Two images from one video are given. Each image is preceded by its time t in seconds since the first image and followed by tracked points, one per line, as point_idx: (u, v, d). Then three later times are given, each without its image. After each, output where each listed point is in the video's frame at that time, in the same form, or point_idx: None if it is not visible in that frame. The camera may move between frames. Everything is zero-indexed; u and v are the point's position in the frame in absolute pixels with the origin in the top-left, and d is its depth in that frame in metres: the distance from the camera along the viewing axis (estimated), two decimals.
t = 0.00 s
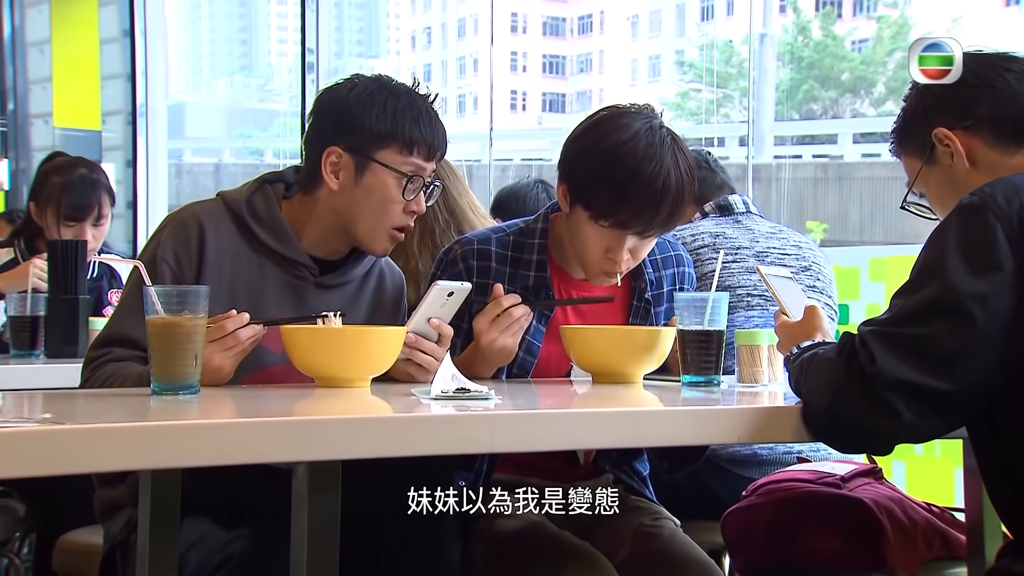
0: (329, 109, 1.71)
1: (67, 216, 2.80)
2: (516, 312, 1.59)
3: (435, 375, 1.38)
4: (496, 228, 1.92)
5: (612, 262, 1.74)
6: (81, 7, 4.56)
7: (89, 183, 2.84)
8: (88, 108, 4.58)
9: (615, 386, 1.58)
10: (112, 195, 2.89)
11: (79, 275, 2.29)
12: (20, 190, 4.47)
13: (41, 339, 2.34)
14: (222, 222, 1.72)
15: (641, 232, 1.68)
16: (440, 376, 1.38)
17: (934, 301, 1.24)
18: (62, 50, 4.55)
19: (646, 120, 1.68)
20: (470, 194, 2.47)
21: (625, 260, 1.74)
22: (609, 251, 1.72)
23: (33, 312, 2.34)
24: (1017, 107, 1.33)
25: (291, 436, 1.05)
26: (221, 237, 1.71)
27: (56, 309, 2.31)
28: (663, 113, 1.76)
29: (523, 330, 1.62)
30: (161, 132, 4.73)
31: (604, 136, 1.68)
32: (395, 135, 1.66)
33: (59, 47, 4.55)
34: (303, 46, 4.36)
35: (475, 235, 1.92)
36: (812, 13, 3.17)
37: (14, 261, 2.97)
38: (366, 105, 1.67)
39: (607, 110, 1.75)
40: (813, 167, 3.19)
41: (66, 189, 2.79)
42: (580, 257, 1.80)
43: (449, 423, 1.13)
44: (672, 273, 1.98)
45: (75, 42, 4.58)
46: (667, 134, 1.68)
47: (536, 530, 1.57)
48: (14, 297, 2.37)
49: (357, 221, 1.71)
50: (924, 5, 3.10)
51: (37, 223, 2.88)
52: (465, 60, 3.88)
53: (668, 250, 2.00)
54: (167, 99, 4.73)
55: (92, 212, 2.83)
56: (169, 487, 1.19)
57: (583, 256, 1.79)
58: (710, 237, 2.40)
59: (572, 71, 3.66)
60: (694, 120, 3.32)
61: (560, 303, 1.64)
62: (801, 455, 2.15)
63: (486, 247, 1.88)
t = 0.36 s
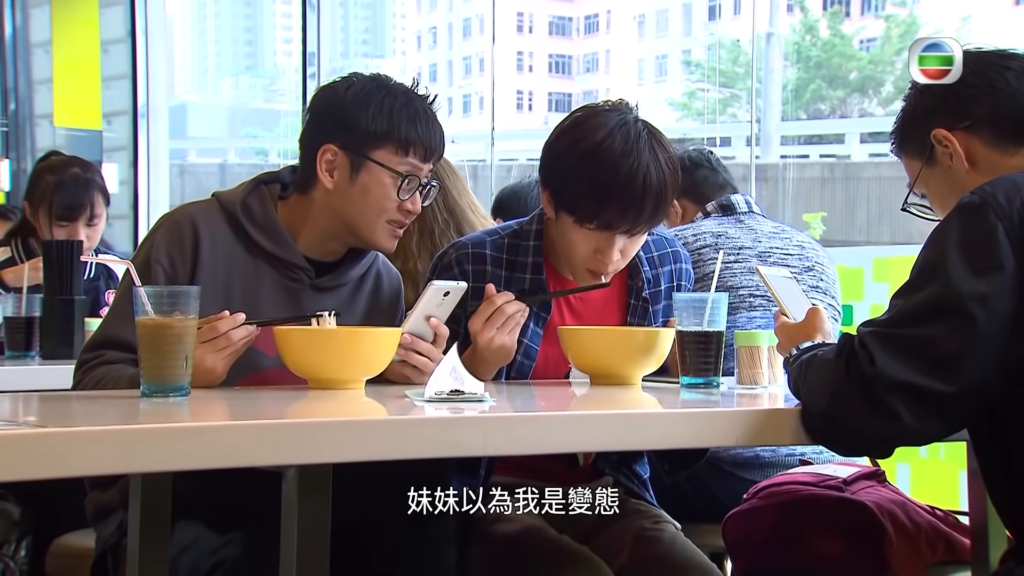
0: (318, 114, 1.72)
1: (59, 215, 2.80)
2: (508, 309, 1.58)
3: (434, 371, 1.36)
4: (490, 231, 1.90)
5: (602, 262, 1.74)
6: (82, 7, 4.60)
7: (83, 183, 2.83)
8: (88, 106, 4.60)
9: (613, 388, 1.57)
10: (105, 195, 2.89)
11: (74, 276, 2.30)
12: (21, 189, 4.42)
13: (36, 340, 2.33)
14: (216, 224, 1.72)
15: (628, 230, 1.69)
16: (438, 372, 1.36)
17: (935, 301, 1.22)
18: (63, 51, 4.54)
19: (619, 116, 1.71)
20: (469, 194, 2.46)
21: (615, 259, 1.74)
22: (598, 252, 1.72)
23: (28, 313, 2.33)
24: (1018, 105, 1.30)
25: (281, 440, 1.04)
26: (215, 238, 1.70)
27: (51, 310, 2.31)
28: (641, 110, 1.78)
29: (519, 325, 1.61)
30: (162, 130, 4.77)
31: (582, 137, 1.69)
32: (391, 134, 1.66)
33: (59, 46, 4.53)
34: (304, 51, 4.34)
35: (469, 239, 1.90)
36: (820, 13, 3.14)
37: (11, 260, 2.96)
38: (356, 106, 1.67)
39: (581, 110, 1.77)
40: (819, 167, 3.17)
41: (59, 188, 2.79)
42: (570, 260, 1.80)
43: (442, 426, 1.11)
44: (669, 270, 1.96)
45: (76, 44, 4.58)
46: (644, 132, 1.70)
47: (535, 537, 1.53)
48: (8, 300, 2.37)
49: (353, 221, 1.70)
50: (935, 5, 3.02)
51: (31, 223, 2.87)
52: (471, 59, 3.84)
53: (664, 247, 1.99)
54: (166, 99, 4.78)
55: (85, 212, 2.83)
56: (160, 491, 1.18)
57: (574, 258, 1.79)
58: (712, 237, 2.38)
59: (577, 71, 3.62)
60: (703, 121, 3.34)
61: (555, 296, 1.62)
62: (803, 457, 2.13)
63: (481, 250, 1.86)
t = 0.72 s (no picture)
0: (313, 116, 1.71)
1: (57, 216, 2.79)
2: (499, 310, 1.58)
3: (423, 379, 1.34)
4: (482, 234, 1.89)
5: (597, 263, 1.74)
6: (85, 7, 4.60)
7: (81, 183, 2.82)
8: (90, 107, 4.58)
9: (612, 391, 1.55)
10: (103, 196, 2.88)
11: (69, 279, 2.29)
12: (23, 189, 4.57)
13: (33, 341, 2.32)
14: (210, 225, 1.71)
15: (623, 231, 1.68)
16: (426, 382, 1.34)
17: (936, 302, 1.20)
18: (66, 53, 4.62)
19: (610, 115, 1.71)
20: (470, 194, 2.45)
21: (611, 260, 1.73)
22: (594, 252, 1.73)
23: (24, 314, 2.32)
24: None
25: (270, 443, 1.02)
26: (208, 239, 1.69)
27: (48, 312, 2.32)
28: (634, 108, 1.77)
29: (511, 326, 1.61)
30: (164, 131, 4.63)
31: (574, 138, 1.69)
32: (392, 137, 1.64)
33: (61, 47, 4.62)
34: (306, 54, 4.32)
35: (460, 243, 1.88)
36: (829, 12, 3.15)
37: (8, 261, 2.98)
38: (353, 108, 1.65)
39: (571, 110, 1.77)
40: (829, 167, 3.16)
41: (56, 188, 2.78)
42: (566, 261, 1.81)
43: (435, 430, 1.10)
44: (664, 269, 1.95)
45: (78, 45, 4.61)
46: (636, 130, 1.69)
47: (531, 541, 1.52)
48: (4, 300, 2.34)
49: (350, 223, 1.69)
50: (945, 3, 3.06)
51: (27, 222, 2.87)
52: (478, 60, 3.79)
53: (660, 245, 1.98)
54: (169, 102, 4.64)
55: (83, 212, 2.82)
56: (150, 496, 1.17)
57: (569, 260, 1.79)
58: (716, 238, 2.37)
59: (586, 71, 3.57)
60: (711, 121, 3.24)
61: (551, 296, 1.61)
62: (807, 461, 2.11)
63: (473, 254, 1.84)
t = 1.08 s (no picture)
0: (308, 114, 1.70)
1: (58, 216, 2.79)
2: (501, 311, 1.57)
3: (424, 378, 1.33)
4: (484, 234, 1.88)
5: (601, 266, 1.72)
6: (87, 10, 4.61)
7: (82, 184, 2.82)
8: (97, 106, 4.60)
9: (614, 393, 1.54)
10: (105, 196, 2.88)
11: (69, 278, 2.27)
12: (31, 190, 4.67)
13: (32, 344, 2.37)
14: (204, 224, 1.70)
15: (629, 233, 1.67)
16: (426, 380, 1.33)
17: (943, 303, 1.18)
18: (70, 56, 4.63)
19: (616, 115, 1.69)
20: (474, 194, 2.44)
21: (616, 264, 1.71)
22: (599, 255, 1.71)
23: (24, 316, 2.36)
24: None
25: (266, 446, 1.01)
26: (203, 240, 1.68)
27: (48, 313, 2.31)
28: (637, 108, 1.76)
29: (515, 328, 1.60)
30: (171, 131, 4.62)
31: (579, 138, 1.67)
32: (386, 134, 1.63)
33: (65, 50, 4.64)
34: (313, 54, 4.31)
35: (463, 242, 1.87)
36: (842, 12, 3.10)
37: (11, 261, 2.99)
38: (349, 106, 1.65)
39: (576, 110, 1.75)
40: (841, 167, 3.12)
41: (58, 189, 2.78)
42: (570, 263, 1.79)
43: (433, 432, 1.08)
44: (669, 270, 1.93)
45: (82, 49, 4.62)
46: (642, 131, 1.68)
47: (533, 546, 1.50)
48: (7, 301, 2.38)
49: (346, 222, 1.68)
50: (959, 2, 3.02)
51: (30, 223, 2.88)
52: (489, 60, 3.75)
53: (665, 245, 1.96)
54: (174, 104, 4.63)
55: (85, 213, 2.82)
56: (145, 501, 1.17)
57: (574, 262, 1.77)
58: (722, 238, 2.35)
59: (597, 71, 3.55)
60: (725, 121, 3.23)
61: (554, 297, 1.59)
62: (814, 464, 2.09)
63: (475, 254, 1.83)
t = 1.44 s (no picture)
0: (305, 112, 1.70)
1: (62, 217, 2.79)
2: (501, 313, 1.55)
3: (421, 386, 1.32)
4: (490, 232, 1.87)
5: (606, 263, 1.69)
6: (94, 12, 4.66)
7: (86, 183, 2.82)
8: (102, 108, 4.61)
9: (618, 395, 1.52)
10: (109, 197, 2.88)
11: (72, 277, 2.28)
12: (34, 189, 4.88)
13: (34, 344, 2.35)
14: (200, 225, 1.69)
15: (635, 229, 1.65)
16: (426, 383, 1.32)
17: (949, 305, 1.16)
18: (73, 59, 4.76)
19: (622, 110, 1.68)
20: (478, 194, 2.43)
21: (621, 260, 1.69)
22: (604, 251, 1.68)
23: (26, 317, 2.35)
24: None
25: (264, 450, 1.00)
26: (199, 241, 1.68)
27: (50, 314, 2.31)
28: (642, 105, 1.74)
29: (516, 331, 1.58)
30: (177, 133, 4.61)
31: (585, 133, 1.66)
32: (382, 133, 1.62)
33: (71, 55, 4.75)
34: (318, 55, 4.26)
35: (468, 240, 1.87)
36: (854, 10, 3.10)
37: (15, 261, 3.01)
38: (347, 102, 1.64)
39: (582, 105, 1.74)
40: (851, 167, 3.08)
41: (61, 189, 2.78)
42: (574, 260, 1.76)
43: (431, 435, 1.07)
44: (676, 271, 1.91)
45: (89, 51, 4.67)
46: (649, 127, 1.66)
47: (535, 550, 1.49)
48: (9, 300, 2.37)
49: (342, 221, 1.68)
50: None
51: (33, 224, 2.87)
52: (499, 60, 3.68)
53: (671, 247, 1.94)
54: (181, 104, 4.60)
55: (88, 214, 2.82)
56: (141, 505, 1.16)
57: (578, 259, 1.74)
58: (729, 238, 2.33)
59: (606, 72, 3.49)
60: (735, 121, 3.17)
61: (557, 299, 1.58)
62: (820, 466, 2.07)
63: (479, 253, 1.83)
